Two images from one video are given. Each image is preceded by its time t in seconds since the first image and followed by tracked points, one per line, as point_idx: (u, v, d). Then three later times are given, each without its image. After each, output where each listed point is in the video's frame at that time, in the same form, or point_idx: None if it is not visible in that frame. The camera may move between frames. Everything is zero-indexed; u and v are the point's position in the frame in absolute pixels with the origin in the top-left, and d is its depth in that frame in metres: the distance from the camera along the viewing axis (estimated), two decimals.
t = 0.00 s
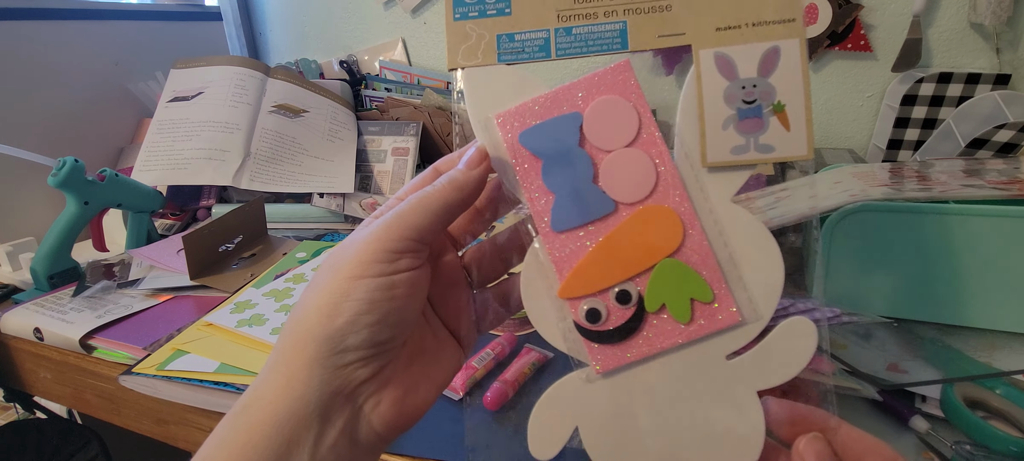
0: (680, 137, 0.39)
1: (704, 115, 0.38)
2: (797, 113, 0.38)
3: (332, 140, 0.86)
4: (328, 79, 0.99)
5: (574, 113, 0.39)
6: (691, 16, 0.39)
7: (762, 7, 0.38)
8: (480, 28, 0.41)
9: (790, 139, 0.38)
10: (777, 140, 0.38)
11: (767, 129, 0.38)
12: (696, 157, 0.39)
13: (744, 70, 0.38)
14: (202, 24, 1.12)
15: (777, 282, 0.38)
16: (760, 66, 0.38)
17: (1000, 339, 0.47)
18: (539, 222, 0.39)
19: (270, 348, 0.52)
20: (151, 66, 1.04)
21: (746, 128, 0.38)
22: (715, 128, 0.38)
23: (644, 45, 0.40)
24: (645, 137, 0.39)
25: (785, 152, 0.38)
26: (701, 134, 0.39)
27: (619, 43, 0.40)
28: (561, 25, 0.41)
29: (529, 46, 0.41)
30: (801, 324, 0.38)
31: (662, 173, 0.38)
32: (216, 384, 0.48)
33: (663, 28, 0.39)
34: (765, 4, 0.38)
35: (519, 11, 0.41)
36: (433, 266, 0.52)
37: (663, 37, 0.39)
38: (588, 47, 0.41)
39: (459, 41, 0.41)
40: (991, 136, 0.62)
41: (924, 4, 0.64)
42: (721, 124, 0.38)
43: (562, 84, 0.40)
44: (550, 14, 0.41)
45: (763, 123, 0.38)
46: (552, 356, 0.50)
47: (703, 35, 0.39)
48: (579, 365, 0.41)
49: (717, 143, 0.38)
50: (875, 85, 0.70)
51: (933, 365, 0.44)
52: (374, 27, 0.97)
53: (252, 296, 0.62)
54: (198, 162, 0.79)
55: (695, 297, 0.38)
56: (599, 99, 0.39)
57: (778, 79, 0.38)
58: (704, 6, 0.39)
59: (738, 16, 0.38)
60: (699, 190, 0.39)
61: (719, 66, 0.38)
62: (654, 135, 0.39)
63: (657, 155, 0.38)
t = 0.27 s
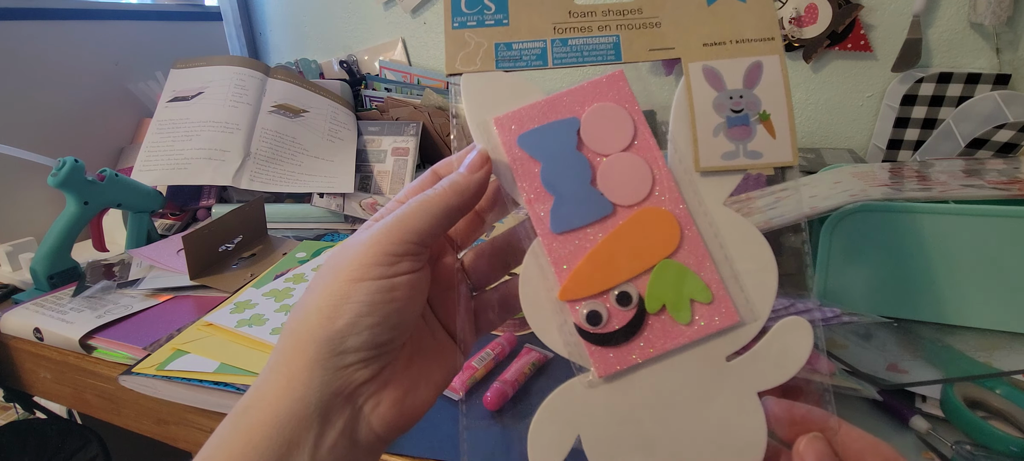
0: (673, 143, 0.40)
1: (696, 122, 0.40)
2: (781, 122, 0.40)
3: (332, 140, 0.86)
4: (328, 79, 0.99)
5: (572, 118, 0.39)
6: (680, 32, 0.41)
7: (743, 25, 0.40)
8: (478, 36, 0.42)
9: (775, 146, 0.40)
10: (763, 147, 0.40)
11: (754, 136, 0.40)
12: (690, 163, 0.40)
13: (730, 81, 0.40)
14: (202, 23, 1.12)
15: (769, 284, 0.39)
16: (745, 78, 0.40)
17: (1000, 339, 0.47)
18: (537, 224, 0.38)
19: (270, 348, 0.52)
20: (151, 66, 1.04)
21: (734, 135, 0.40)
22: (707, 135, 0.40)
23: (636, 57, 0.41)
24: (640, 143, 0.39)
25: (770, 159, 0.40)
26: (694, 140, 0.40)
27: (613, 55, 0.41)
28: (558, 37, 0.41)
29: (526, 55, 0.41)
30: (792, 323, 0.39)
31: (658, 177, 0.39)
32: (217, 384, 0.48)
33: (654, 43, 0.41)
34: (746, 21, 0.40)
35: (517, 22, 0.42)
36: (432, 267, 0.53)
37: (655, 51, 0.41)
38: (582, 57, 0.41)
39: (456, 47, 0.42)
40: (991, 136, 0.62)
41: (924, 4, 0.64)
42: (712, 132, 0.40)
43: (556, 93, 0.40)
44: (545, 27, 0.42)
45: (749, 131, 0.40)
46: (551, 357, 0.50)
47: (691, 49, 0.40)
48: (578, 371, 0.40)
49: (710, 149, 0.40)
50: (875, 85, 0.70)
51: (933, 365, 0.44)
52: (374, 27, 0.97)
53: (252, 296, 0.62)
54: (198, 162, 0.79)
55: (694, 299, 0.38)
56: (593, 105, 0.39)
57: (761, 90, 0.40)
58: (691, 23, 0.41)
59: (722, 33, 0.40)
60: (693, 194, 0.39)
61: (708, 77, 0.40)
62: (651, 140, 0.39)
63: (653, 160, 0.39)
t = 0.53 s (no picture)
0: (677, 133, 0.39)
1: (703, 110, 0.38)
2: (800, 105, 0.37)
3: (332, 140, 0.86)
4: (328, 79, 0.99)
5: (565, 115, 0.39)
6: (686, 6, 0.38)
7: None
8: (469, 31, 0.41)
9: (792, 132, 0.37)
10: (778, 134, 0.37)
11: (768, 122, 0.37)
12: (693, 155, 0.39)
13: (743, 61, 0.37)
14: (202, 23, 1.12)
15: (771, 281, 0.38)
16: (760, 56, 0.37)
17: (1000, 339, 0.47)
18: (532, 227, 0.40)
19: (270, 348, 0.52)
20: (151, 66, 1.04)
21: (745, 122, 0.38)
22: (713, 124, 0.38)
23: (636, 37, 0.39)
24: (638, 136, 0.39)
25: (786, 146, 0.38)
26: (698, 130, 0.38)
27: (610, 37, 0.39)
28: (550, 21, 0.40)
29: (518, 45, 0.40)
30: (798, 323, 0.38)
31: (656, 174, 0.38)
32: (216, 384, 0.48)
33: (655, 20, 0.38)
34: None
35: (507, 9, 0.40)
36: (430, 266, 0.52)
37: (657, 28, 0.38)
38: (578, 42, 0.40)
39: (449, 44, 0.41)
40: (990, 136, 0.63)
41: (924, 4, 0.64)
42: (719, 119, 0.38)
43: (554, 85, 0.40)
44: (538, 10, 0.40)
45: (763, 117, 0.37)
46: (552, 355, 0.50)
47: (699, 25, 0.38)
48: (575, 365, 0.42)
49: (716, 139, 0.38)
50: (875, 85, 0.70)
51: (933, 365, 0.44)
52: (374, 26, 0.97)
53: (252, 296, 0.62)
54: (198, 162, 0.79)
55: (692, 300, 0.38)
56: (590, 98, 0.39)
57: (778, 68, 0.37)
58: None
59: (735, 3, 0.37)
60: (696, 189, 0.39)
61: (717, 58, 0.38)
62: (648, 135, 0.38)
63: (651, 154, 0.38)
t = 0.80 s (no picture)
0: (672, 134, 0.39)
1: (696, 111, 0.38)
2: (791, 107, 0.38)
3: (332, 140, 0.86)
4: (328, 79, 0.99)
5: (562, 113, 0.39)
6: (681, 10, 0.38)
7: None
8: (465, 30, 0.41)
9: (784, 134, 0.38)
10: (770, 135, 0.38)
11: (761, 124, 0.38)
12: (688, 155, 0.39)
13: (735, 64, 0.38)
14: (202, 23, 1.12)
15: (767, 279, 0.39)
16: (752, 59, 0.38)
17: (1000, 339, 0.47)
18: (529, 226, 0.39)
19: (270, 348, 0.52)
20: (151, 66, 1.04)
21: (738, 124, 0.38)
22: (707, 124, 0.38)
23: (632, 40, 0.39)
24: (635, 136, 0.39)
25: (778, 148, 0.38)
26: (693, 130, 0.39)
27: (606, 40, 0.39)
28: (547, 23, 0.40)
29: (513, 46, 0.40)
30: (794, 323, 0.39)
31: (653, 174, 0.38)
32: (216, 384, 0.48)
33: (651, 24, 0.39)
34: None
35: (504, 10, 0.40)
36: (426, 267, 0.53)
37: (652, 32, 0.39)
38: (575, 44, 0.40)
39: (444, 43, 0.41)
40: (991, 136, 0.62)
41: (924, 4, 0.64)
42: (714, 120, 0.38)
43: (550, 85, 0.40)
44: (535, 10, 0.40)
45: (755, 118, 0.38)
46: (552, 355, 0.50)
47: (694, 28, 0.38)
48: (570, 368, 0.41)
49: (710, 140, 0.38)
50: (875, 85, 0.70)
51: (933, 365, 0.43)
52: (374, 27, 0.97)
53: (252, 296, 0.62)
54: (197, 162, 0.79)
55: (689, 299, 0.38)
56: (587, 97, 0.39)
57: (769, 72, 0.38)
58: None
59: (728, 7, 0.38)
60: (691, 188, 0.39)
61: (710, 60, 0.38)
62: (644, 134, 0.39)
63: (647, 153, 0.38)
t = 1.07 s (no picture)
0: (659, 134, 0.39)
1: (682, 111, 0.39)
2: (774, 109, 0.38)
3: (332, 140, 0.86)
4: (328, 79, 0.99)
5: (551, 114, 0.38)
6: (665, 15, 0.39)
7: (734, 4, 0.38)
8: (454, 31, 0.41)
9: (768, 135, 0.38)
10: (755, 136, 0.38)
11: (745, 124, 0.38)
12: (676, 156, 0.39)
13: (719, 66, 0.38)
14: (202, 23, 1.12)
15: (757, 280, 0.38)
16: (734, 62, 0.38)
17: (1000, 339, 0.47)
18: (518, 227, 0.39)
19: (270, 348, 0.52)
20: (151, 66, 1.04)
21: (723, 125, 0.38)
22: (693, 124, 0.39)
23: (618, 43, 0.40)
24: (622, 137, 0.39)
25: (762, 149, 0.38)
26: (680, 130, 0.39)
27: (594, 43, 0.40)
28: (536, 26, 0.41)
29: (503, 48, 0.41)
30: (786, 321, 0.39)
31: (642, 174, 0.38)
32: (216, 384, 0.48)
33: (639, 27, 0.40)
34: None
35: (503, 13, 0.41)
36: (420, 264, 0.52)
37: (638, 36, 0.40)
38: (563, 46, 0.41)
39: (432, 43, 0.42)
40: (991, 136, 0.62)
41: (924, 4, 0.64)
42: (699, 121, 0.39)
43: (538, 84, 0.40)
44: (523, 14, 0.41)
45: (740, 120, 0.38)
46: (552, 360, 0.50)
47: (678, 33, 0.39)
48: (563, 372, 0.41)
49: (697, 140, 0.39)
50: (875, 85, 0.70)
51: (933, 364, 0.43)
52: (374, 27, 0.97)
53: (252, 296, 0.62)
54: (197, 162, 0.79)
55: (678, 298, 0.38)
56: (574, 98, 0.39)
57: (752, 74, 0.38)
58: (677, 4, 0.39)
59: (712, 14, 0.39)
60: (680, 188, 0.39)
61: (695, 63, 0.39)
62: (632, 135, 0.39)
63: (636, 153, 0.38)
